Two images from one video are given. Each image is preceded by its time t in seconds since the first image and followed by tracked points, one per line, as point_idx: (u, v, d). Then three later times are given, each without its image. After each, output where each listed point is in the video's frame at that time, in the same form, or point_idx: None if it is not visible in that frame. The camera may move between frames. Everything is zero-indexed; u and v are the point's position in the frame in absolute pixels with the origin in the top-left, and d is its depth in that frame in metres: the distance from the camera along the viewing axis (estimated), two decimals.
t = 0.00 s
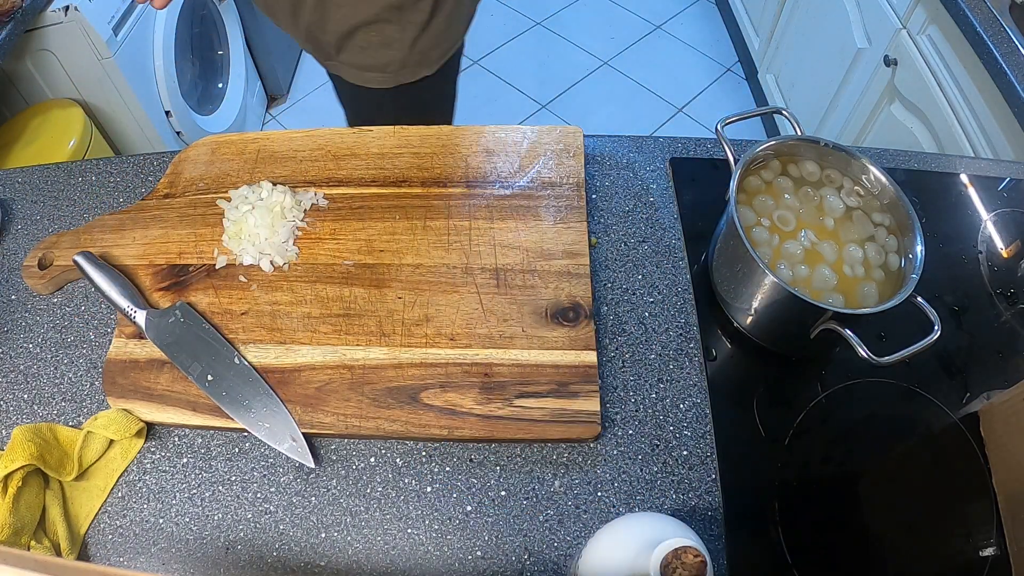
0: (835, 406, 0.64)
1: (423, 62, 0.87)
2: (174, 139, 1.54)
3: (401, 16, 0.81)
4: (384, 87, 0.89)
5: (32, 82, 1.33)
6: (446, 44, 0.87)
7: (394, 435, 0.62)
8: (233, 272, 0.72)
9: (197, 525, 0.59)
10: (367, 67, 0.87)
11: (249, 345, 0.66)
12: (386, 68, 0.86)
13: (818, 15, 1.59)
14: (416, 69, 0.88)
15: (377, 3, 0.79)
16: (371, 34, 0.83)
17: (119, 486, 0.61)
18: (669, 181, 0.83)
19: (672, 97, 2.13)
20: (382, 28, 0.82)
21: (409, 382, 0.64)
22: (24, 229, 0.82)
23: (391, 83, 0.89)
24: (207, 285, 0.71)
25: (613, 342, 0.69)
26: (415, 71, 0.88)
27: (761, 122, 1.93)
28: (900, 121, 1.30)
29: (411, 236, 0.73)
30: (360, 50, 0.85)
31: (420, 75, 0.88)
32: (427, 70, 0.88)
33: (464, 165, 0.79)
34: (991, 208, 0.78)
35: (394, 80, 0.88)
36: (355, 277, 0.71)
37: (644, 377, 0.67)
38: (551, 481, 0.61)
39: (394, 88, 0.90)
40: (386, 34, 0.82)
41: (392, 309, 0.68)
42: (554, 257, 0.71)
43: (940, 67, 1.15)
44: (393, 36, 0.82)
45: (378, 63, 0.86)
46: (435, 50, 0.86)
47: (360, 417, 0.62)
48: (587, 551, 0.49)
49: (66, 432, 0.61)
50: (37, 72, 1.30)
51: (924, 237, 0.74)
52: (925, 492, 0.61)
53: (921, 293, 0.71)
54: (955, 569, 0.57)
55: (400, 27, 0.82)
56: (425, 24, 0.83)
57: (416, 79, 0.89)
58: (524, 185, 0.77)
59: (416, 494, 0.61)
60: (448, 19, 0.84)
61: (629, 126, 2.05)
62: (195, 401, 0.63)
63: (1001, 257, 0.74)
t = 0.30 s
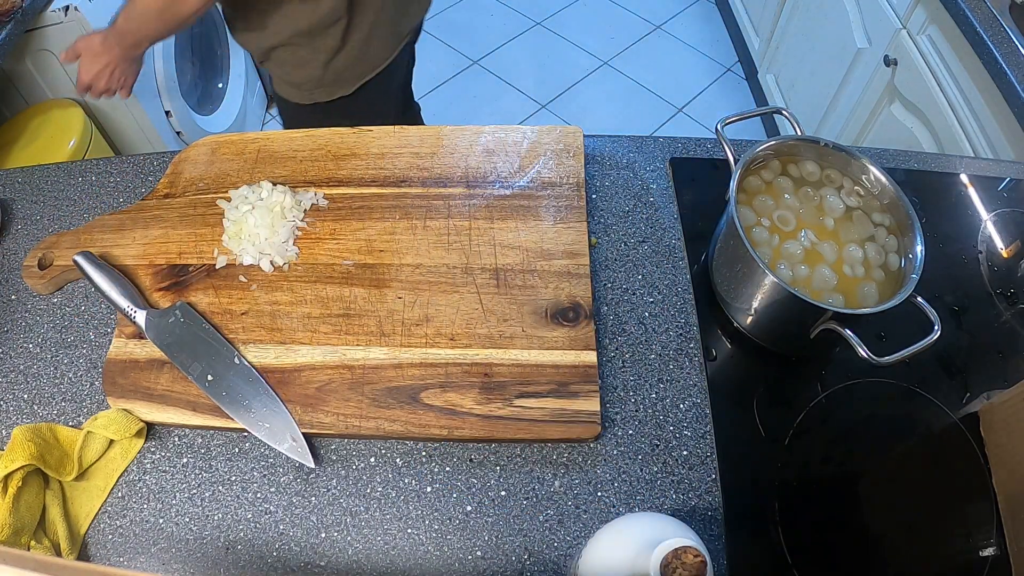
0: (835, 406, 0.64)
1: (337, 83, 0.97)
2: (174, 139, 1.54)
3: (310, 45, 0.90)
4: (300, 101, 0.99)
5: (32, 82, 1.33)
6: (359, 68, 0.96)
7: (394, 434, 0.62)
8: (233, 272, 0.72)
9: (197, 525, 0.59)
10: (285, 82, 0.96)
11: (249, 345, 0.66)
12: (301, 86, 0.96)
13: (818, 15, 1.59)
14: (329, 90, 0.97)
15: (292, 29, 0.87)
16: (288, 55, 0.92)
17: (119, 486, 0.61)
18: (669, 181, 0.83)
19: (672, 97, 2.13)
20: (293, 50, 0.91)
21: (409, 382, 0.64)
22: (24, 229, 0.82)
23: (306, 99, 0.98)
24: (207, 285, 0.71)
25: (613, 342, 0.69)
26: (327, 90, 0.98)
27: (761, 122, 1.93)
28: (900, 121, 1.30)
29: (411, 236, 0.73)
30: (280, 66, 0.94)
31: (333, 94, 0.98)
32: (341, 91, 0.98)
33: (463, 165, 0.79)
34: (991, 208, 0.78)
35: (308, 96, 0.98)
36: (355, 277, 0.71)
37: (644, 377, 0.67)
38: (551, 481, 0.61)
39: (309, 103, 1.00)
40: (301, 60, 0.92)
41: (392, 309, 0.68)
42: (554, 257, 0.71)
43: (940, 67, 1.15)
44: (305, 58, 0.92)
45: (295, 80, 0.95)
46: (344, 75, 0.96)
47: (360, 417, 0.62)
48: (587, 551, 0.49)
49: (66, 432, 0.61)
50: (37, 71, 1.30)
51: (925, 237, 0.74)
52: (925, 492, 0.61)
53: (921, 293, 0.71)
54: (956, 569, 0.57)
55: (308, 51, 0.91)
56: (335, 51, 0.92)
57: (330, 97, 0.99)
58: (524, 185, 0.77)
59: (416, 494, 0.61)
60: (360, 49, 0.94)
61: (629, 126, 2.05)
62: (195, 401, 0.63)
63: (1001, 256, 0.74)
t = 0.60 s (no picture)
0: (835, 406, 0.64)
1: (284, 106, 0.97)
2: (173, 138, 1.54)
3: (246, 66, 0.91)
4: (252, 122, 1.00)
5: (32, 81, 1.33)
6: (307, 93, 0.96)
7: (394, 434, 0.62)
8: (233, 272, 0.72)
9: (197, 525, 0.59)
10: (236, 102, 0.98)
11: (249, 345, 0.66)
12: (248, 105, 0.97)
13: (818, 15, 1.59)
14: (276, 112, 0.97)
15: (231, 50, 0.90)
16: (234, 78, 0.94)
17: (119, 486, 0.61)
18: (669, 181, 0.83)
19: (672, 97, 2.13)
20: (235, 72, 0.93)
21: (409, 382, 0.64)
22: (25, 229, 0.82)
23: (256, 120, 0.99)
24: (207, 285, 0.71)
25: (613, 342, 0.69)
26: (275, 114, 0.98)
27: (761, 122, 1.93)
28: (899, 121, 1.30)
29: (411, 236, 0.73)
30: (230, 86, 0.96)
31: (281, 117, 0.98)
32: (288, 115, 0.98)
33: (463, 165, 0.79)
34: (991, 208, 0.78)
35: (257, 119, 0.99)
36: (355, 277, 0.71)
37: (644, 377, 0.67)
38: (551, 481, 0.61)
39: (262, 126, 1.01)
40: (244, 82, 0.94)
41: (392, 309, 0.68)
42: (554, 257, 0.71)
43: (940, 66, 1.15)
44: (247, 80, 0.93)
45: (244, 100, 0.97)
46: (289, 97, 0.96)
47: (360, 417, 0.62)
48: (586, 552, 0.49)
49: (66, 432, 0.61)
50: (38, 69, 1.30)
51: (925, 237, 0.74)
52: (925, 492, 0.61)
53: (921, 293, 0.71)
54: (956, 569, 0.57)
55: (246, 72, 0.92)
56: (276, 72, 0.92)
57: (278, 120, 0.99)
58: (524, 185, 0.77)
59: (417, 494, 0.61)
60: (302, 72, 0.93)
61: (628, 126, 2.05)
62: (195, 401, 0.63)
63: (1002, 256, 0.74)
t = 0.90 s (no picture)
0: (835, 406, 0.64)
1: (283, 101, 0.96)
2: (173, 139, 1.54)
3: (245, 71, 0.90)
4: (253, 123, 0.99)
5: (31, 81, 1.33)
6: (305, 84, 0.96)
7: (394, 434, 0.62)
8: (233, 272, 0.72)
9: (197, 525, 0.59)
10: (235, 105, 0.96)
11: (249, 345, 0.66)
12: (250, 108, 0.96)
13: (818, 15, 1.59)
14: (277, 109, 0.97)
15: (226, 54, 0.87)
16: (231, 80, 0.92)
17: (119, 486, 0.61)
18: (670, 181, 0.83)
19: (672, 97, 2.13)
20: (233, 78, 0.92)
21: (409, 382, 0.64)
22: (24, 229, 0.82)
23: (258, 120, 0.98)
24: (207, 285, 0.71)
25: (613, 342, 0.69)
26: (275, 111, 0.98)
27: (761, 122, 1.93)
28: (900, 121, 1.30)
29: (411, 236, 0.73)
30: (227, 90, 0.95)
31: (283, 112, 0.98)
32: (288, 109, 0.98)
33: (463, 165, 0.79)
34: (991, 208, 0.78)
35: (260, 119, 0.98)
36: (355, 277, 0.71)
37: (644, 377, 0.67)
38: (551, 481, 0.61)
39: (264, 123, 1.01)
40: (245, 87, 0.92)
41: (392, 309, 0.68)
42: (554, 257, 0.71)
43: (940, 67, 1.15)
44: (247, 84, 0.92)
45: (244, 103, 0.95)
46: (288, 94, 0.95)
47: (360, 417, 0.62)
48: (586, 552, 0.49)
49: (66, 432, 0.61)
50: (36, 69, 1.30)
51: (925, 237, 0.74)
52: (925, 492, 0.61)
53: (921, 293, 0.71)
54: (957, 569, 0.57)
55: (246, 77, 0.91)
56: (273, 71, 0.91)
57: (280, 117, 0.99)
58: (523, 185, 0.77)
59: (417, 494, 0.61)
60: (301, 67, 0.93)
61: (628, 126, 2.05)
62: (195, 401, 0.63)
63: (1002, 256, 0.74)
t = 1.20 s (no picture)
0: (836, 406, 0.64)
1: (298, 58, 0.96)
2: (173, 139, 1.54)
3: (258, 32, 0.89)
4: (265, 87, 0.97)
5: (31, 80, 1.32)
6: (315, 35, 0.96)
7: (394, 434, 0.62)
8: (233, 272, 0.72)
9: (197, 525, 0.59)
10: (247, 73, 0.94)
11: (249, 345, 0.66)
12: (265, 71, 0.94)
13: (818, 15, 1.59)
14: (291, 66, 0.96)
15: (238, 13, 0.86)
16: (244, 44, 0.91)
17: (119, 486, 0.61)
18: (670, 181, 0.83)
19: (672, 97, 2.13)
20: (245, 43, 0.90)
21: (409, 382, 0.64)
22: (24, 229, 0.82)
23: (272, 83, 0.96)
24: (207, 285, 0.71)
25: (613, 342, 0.69)
26: (290, 69, 0.96)
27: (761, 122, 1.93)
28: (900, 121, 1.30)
29: (411, 236, 0.73)
30: (238, 58, 0.92)
31: (296, 71, 0.97)
32: (303, 65, 0.97)
33: (463, 165, 0.79)
34: (991, 208, 0.78)
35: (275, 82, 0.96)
36: (355, 277, 0.71)
37: (644, 377, 0.67)
38: (551, 481, 0.61)
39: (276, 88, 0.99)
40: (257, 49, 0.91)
41: (392, 309, 0.68)
42: (554, 257, 0.71)
43: (940, 67, 1.15)
44: (261, 45, 0.91)
45: (258, 67, 0.94)
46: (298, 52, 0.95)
47: (360, 417, 0.62)
48: (586, 552, 0.49)
49: (66, 432, 0.61)
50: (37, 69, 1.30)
51: (924, 237, 0.74)
52: (925, 492, 0.61)
53: (921, 293, 0.71)
54: (957, 569, 0.57)
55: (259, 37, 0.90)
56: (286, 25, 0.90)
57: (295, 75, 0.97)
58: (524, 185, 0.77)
59: (417, 494, 0.61)
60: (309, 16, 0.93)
61: (628, 126, 2.05)
62: (195, 401, 0.63)
63: (1002, 257, 0.74)
